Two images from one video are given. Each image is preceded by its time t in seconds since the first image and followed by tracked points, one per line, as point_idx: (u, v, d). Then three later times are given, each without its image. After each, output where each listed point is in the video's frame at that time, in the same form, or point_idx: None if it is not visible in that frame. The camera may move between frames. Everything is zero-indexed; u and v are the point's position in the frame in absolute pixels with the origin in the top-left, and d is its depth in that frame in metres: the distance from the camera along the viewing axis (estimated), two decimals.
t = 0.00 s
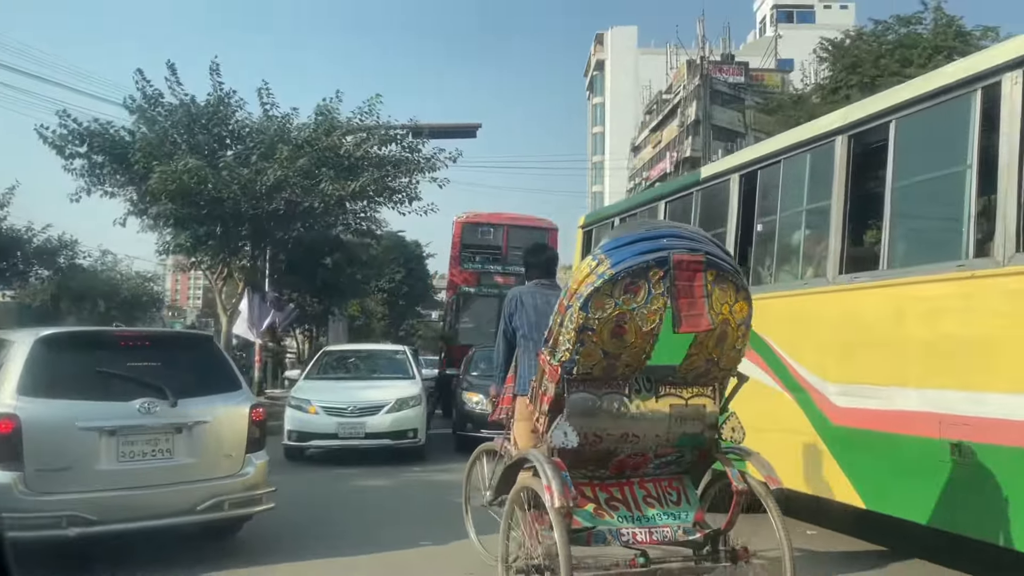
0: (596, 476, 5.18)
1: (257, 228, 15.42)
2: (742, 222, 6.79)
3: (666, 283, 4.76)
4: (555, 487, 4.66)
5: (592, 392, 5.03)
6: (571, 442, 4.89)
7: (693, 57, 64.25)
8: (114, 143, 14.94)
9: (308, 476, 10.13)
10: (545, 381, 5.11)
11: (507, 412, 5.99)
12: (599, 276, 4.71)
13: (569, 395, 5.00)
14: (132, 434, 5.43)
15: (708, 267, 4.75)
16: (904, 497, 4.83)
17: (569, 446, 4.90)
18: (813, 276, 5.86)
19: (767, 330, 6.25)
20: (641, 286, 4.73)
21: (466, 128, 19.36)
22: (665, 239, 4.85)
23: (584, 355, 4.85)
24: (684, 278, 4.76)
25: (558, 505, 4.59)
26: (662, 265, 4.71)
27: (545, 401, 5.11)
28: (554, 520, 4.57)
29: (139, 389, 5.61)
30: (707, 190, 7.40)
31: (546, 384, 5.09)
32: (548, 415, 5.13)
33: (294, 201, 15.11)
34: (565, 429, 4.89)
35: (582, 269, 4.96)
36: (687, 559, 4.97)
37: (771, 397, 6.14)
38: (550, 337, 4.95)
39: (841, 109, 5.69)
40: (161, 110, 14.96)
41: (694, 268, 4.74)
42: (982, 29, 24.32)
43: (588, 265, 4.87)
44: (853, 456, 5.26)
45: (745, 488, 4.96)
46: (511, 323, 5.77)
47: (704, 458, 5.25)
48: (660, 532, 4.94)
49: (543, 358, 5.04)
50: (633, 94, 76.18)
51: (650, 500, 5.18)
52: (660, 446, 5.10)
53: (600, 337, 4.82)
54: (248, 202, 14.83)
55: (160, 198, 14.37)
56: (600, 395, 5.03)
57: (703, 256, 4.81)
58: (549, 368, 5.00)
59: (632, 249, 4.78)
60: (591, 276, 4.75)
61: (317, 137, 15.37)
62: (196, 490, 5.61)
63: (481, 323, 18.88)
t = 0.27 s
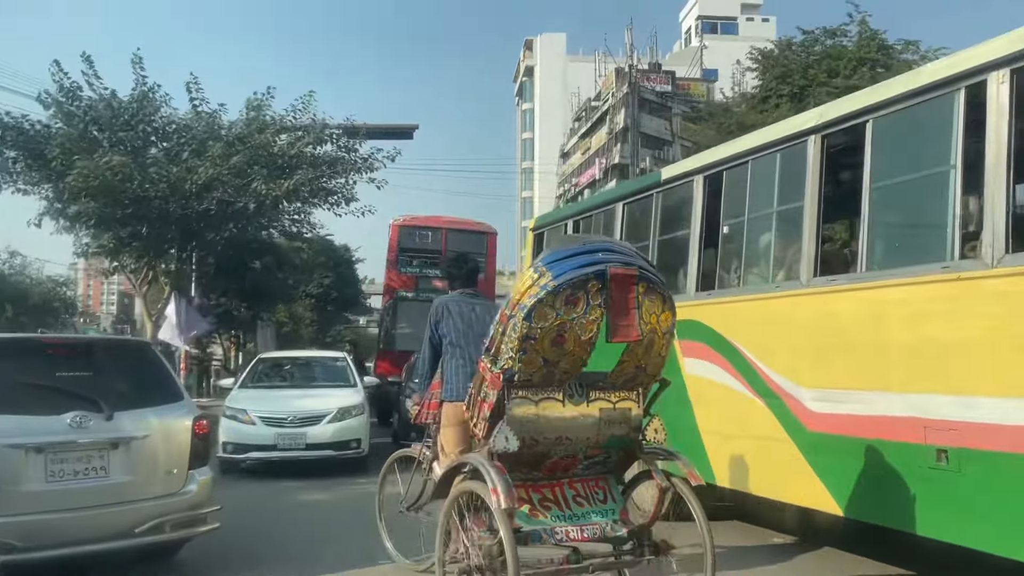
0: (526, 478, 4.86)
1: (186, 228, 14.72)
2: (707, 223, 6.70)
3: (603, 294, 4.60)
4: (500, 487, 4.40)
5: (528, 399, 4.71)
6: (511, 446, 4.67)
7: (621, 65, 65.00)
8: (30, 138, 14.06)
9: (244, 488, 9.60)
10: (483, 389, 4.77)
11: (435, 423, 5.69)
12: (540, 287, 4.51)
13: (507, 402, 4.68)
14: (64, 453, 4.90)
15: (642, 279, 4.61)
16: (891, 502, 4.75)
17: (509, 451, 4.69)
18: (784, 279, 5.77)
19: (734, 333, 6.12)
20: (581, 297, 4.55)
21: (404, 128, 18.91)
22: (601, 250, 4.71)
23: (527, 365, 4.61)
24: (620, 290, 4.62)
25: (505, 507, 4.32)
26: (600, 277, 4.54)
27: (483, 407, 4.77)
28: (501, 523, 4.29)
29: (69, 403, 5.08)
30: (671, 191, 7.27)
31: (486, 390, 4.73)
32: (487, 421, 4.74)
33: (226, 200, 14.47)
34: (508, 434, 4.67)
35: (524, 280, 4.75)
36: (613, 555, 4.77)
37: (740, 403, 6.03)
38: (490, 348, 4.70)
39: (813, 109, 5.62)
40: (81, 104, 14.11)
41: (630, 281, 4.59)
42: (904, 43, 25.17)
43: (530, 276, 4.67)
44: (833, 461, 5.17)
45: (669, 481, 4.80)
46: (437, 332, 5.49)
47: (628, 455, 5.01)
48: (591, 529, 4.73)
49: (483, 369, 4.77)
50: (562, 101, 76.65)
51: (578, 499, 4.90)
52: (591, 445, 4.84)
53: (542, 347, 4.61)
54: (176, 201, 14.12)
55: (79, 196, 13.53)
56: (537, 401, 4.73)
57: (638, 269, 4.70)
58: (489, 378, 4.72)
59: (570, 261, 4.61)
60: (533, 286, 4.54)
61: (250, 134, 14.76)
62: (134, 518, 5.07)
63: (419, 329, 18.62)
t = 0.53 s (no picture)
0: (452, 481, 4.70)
1: (121, 230, 14.02)
2: (678, 225, 6.61)
3: (533, 304, 4.53)
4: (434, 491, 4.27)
5: (458, 404, 4.63)
6: (442, 449, 4.56)
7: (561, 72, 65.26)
8: None
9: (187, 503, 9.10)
10: (413, 393, 4.64)
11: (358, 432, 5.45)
12: (474, 297, 4.41)
13: (438, 407, 4.57)
14: None
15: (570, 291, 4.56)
16: (877, 509, 4.65)
17: (441, 456, 4.59)
18: (761, 282, 5.67)
19: (709, 336, 6.04)
20: (514, 310, 4.48)
21: (349, 129, 18.47)
22: (529, 261, 4.64)
23: (458, 373, 4.52)
24: (550, 301, 4.55)
25: (439, 508, 4.20)
26: (530, 288, 4.48)
27: (415, 412, 4.65)
28: (436, 525, 4.16)
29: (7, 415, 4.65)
30: (641, 192, 7.13)
31: (417, 396, 4.62)
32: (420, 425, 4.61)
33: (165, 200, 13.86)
34: (438, 437, 4.56)
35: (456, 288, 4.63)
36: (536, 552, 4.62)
37: (716, 408, 5.92)
38: (421, 353, 4.57)
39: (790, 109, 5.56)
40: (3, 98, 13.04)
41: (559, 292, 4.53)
42: (841, 54, 25.74)
43: (462, 284, 4.55)
44: (815, 468, 5.06)
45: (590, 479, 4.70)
46: (359, 339, 5.29)
47: (550, 457, 4.88)
48: (516, 527, 4.60)
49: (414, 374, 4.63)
50: (502, 107, 76.59)
51: (504, 500, 4.72)
52: (516, 447, 4.72)
53: (475, 356, 4.52)
54: (111, 202, 13.40)
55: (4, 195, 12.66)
56: (466, 406, 4.64)
57: (565, 279, 4.66)
58: (420, 383, 4.59)
59: (501, 272, 4.53)
60: (467, 296, 4.44)
61: (190, 130, 14.28)
62: (78, 534, 4.66)
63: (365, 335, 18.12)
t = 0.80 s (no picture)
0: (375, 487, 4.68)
1: (68, 233, 13.44)
2: (655, 230, 6.52)
3: (455, 317, 4.55)
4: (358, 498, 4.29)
5: (384, 414, 4.57)
6: (366, 458, 4.53)
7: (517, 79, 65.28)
8: None
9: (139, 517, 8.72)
10: (341, 403, 4.61)
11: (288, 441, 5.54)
12: (397, 310, 4.41)
13: (364, 418, 4.52)
14: None
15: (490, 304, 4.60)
16: (864, 520, 4.55)
17: (365, 463, 4.54)
18: (742, 288, 5.58)
19: (688, 344, 5.94)
20: (437, 324, 4.49)
21: (308, 131, 18.09)
22: (452, 276, 4.67)
23: (384, 385, 4.50)
24: (470, 314, 4.59)
25: (362, 513, 4.23)
26: (452, 302, 4.50)
27: (342, 422, 4.61)
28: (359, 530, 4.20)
29: None
30: (617, 196, 7.01)
31: (343, 406, 4.59)
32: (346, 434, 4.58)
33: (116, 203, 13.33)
34: (364, 445, 4.52)
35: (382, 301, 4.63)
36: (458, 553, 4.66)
37: (695, 416, 5.81)
38: (347, 365, 4.54)
39: (772, 112, 5.49)
40: None
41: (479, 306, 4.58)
42: (795, 65, 26.11)
43: (388, 298, 4.56)
44: (799, 477, 4.96)
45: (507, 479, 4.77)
46: (285, 351, 5.41)
47: (472, 463, 4.91)
48: (439, 530, 4.65)
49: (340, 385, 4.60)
50: (458, 112, 76.32)
51: (427, 505, 4.75)
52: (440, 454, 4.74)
53: (400, 369, 4.50)
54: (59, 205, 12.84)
55: None
56: (391, 415, 4.58)
57: (486, 293, 4.70)
58: (347, 394, 4.56)
59: (424, 286, 4.54)
60: (391, 308, 4.44)
61: (143, 131, 13.79)
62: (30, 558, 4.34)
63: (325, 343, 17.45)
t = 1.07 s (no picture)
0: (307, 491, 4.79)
1: (37, 238, 13.14)
2: (641, 236, 6.47)
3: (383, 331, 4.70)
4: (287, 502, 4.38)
5: (315, 422, 4.66)
6: (298, 464, 4.61)
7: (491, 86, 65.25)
8: None
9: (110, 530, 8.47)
10: (273, 413, 4.72)
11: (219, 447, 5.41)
12: (327, 324, 4.55)
13: (295, 426, 4.61)
14: None
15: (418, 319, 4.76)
16: (855, 529, 4.52)
17: (296, 469, 4.62)
18: (730, 296, 5.54)
19: (675, 351, 5.90)
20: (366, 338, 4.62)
21: (283, 137, 17.88)
22: (381, 291, 4.82)
23: (315, 395, 4.62)
24: (399, 328, 4.74)
25: (292, 517, 4.30)
26: (379, 316, 4.64)
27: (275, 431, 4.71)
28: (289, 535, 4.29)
29: None
30: (603, 203, 6.96)
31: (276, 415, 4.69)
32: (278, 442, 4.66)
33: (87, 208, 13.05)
34: (295, 452, 4.61)
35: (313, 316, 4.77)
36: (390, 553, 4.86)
37: (683, 425, 5.75)
38: (279, 377, 4.66)
39: (761, 119, 5.47)
40: None
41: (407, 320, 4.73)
42: (768, 75, 26.31)
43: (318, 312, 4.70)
44: (790, 486, 4.91)
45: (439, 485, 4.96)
46: (230, 362, 5.39)
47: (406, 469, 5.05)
48: (371, 533, 4.81)
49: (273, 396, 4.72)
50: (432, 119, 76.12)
51: (359, 509, 4.91)
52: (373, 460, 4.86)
53: (330, 380, 4.63)
54: (27, 210, 12.54)
55: None
56: (323, 423, 4.69)
57: (415, 308, 4.86)
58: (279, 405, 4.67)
59: (354, 301, 4.69)
60: (320, 322, 4.58)
61: (115, 136, 13.53)
62: None
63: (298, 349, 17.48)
